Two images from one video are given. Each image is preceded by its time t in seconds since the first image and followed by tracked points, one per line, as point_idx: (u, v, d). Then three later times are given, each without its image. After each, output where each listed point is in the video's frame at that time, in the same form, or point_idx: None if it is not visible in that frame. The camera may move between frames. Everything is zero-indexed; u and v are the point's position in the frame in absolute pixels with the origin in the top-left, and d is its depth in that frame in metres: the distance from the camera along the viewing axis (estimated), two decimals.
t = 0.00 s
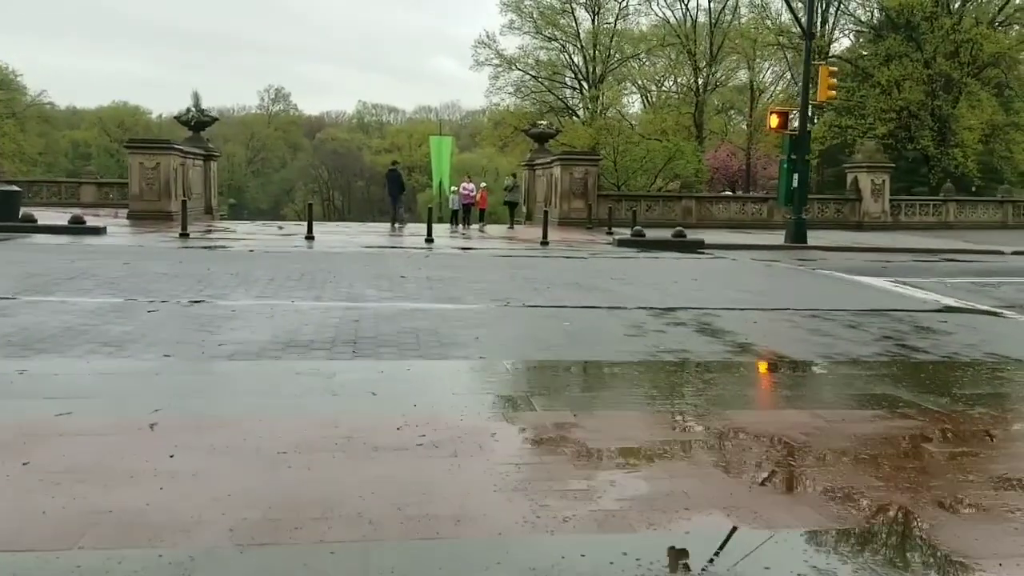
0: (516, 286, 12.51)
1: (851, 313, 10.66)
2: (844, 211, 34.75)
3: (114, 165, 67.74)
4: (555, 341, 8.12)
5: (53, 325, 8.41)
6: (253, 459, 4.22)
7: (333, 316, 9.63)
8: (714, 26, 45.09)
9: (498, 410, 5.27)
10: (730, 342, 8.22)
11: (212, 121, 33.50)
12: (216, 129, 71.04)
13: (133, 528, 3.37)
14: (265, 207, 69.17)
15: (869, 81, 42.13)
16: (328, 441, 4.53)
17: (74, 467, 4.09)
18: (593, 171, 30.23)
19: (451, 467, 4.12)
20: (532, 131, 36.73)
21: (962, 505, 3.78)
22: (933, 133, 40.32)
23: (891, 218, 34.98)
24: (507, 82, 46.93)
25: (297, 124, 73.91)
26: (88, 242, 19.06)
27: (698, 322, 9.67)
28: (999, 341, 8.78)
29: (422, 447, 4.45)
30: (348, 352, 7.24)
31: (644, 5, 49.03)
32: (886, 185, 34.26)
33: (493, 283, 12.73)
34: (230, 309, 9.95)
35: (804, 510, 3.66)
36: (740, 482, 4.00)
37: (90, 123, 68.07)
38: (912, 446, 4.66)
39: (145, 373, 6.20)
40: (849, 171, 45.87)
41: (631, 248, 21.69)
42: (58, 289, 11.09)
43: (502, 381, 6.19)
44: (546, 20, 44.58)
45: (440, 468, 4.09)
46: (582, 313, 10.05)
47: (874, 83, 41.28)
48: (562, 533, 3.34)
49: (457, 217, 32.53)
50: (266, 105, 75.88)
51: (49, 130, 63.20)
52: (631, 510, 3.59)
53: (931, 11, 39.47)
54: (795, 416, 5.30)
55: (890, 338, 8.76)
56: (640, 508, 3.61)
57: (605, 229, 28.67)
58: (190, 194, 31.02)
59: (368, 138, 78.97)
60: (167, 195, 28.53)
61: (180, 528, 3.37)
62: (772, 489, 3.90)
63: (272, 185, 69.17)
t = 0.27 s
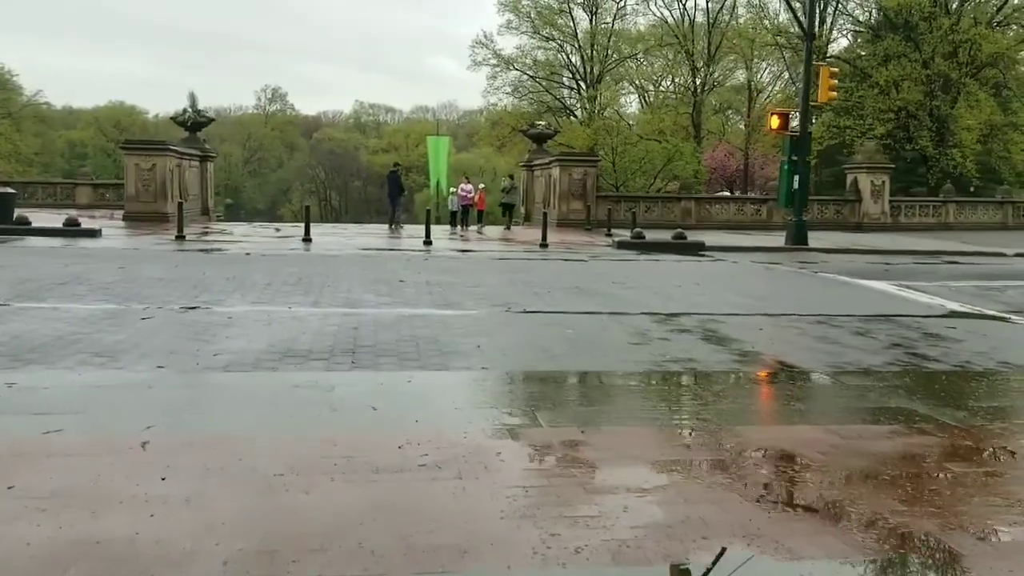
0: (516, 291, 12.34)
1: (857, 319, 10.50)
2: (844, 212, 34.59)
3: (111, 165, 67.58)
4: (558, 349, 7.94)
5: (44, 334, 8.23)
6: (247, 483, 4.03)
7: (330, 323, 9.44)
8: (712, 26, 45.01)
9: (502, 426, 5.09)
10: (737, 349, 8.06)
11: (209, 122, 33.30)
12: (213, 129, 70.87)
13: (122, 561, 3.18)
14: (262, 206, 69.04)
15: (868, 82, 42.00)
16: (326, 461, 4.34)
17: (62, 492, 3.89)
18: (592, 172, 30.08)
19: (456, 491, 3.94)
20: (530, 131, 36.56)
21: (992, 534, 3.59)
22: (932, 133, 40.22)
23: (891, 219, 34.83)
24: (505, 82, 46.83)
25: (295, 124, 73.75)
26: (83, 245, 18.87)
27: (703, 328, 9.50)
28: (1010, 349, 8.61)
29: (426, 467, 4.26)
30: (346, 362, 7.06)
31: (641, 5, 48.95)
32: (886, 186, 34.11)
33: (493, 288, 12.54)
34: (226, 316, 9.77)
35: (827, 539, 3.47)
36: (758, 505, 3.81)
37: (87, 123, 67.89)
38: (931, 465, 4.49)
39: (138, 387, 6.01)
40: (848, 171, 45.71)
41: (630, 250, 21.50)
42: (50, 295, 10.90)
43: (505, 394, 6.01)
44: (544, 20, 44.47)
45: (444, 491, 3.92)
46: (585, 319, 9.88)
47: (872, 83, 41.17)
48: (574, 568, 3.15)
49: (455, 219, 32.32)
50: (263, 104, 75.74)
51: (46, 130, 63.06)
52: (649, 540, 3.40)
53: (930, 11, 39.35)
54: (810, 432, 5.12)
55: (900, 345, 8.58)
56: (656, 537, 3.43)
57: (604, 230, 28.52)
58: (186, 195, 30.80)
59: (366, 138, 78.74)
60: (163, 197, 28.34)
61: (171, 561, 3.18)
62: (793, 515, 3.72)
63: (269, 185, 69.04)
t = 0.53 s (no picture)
0: (517, 296, 12.11)
1: (865, 326, 10.29)
2: (845, 214, 34.37)
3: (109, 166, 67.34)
4: (561, 360, 7.72)
5: (32, 344, 7.99)
6: (237, 513, 3.80)
7: (327, 332, 9.22)
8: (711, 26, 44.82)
9: (506, 447, 4.88)
10: (745, 359, 7.83)
11: (206, 123, 33.07)
12: (210, 129, 70.61)
13: None
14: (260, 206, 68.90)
15: (868, 82, 41.81)
16: (320, 488, 4.12)
17: (39, 524, 3.67)
18: (592, 174, 29.87)
19: (459, 522, 3.71)
20: (529, 132, 36.33)
21: None
22: (932, 134, 40.02)
23: (892, 221, 34.64)
24: (504, 83, 46.62)
25: (292, 124, 73.47)
26: (78, 248, 18.64)
27: (709, 337, 9.28)
28: None
29: (426, 495, 4.04)
30: (343, 374, 6.82)
31: (640, 5, 48.74)
32: (887, 188, 33.91)
33: (493, 293, 12.32)
34: (220, 324, 9.53)
35: None
36: (779, 538, 3.60)
37: (84, 123, 67.63)
38: (958, 491, 4.27)
39: (126, 402, 5.78)
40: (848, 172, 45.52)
41: (631, 253, 21.28)
42: (41, 301, 10.66)
43: (508, 409, 5.78)
44: (542, 20, 44.25)
45: (446, 523, 3.70)
46: (588, 327, 9.65)
47: (872, 84, 40.97)
48: None
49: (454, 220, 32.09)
50: (261, 104, 75.47)
51: (43, 131, 62.82)
52: None
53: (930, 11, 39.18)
54: (828, 452, 4.91)
55: (912, 355, 8.38)
56: None
57: (604, 232, 28.31)
58: (183, 196, 30.55)
59: (364, 138, 78.46)
60: (160, 198, 28.10)
61: None
62: (817, 550, 3.50)
63: (267, 186, 68.82)
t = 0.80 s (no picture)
0: (518, 303, 11.94)
1: (872, 334, 10.12)
2: (846, 215, 34.19)
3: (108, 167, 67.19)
4: (565, 371, 7.53)
5: (22, 355, 7.81)
6: (228, 542, 3.64)
7: (325, 341, 9.04)
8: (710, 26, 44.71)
9: (509, 468, 4.71)
10: (751, 371, 7.67)
11: (204, 124, 32.90)
12: (209, 130, 70.48)
13: None
14: (259, 207, 68.78)
15: (868, 82, 41.65)
16: (316, 514, 3.96)
17: (21, 557, 3.49)
18: (591, 175, 29.71)
19: (458, 552, 3.55)
20: (529, 134, 36.19)
21: None
22: (932, 134, 39.87)
23: (894, 222, 34.49)
24: (503, 84, 46.49)
25: (291, 125, 73.33)
26: (74, 253, 18.47)
27: (714, 345, 9.11)
28: None
29: (427, 521, 3.88)
30: (341, 389, 6.62)
31: (640, 6, 48.63)
32: (888, 189, 33.77)
33: (494, 300, 12.15)
34: (216, 334, 9.34)
35: None
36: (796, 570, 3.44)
37: (83, 124, 67.48)
38: (978, 514, 4.11)
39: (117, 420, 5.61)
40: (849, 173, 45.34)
41: (633, 256, 21.12)
42: (34, 309, 10.47)
43: (511, 427, 5.60)
44: (542, 20, 44.10)
45: (447, 554, 3.53)
46: (591, 335, 9.47)
47: (872, 84, 40.84)
48: None
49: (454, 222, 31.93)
50: (260, 105, 75.32)
51: (42, 132, 62.70)
52: None
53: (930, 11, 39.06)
54: (842, 474, 4.74)
55: (920, 365, 8.22)
56: None
57: (604, 234, 28.15)
58: (181, 199, 30.38)
59: (363, 138, 78.29)
60: (157, 201, 27.92)
61: None
62: None
63: (266, 187, 68.73)
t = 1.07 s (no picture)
0: (519, 309, 11.75)
1: (880, 342, 9.92)
2: (848, 216, 33.97)
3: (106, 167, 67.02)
4: (568, 383, 7.31)
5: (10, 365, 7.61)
6: None
7: (322, 350, 8.82)
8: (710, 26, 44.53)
9: (512, 492, 4.50)
10: (760, 382, 7.47)
11: (202, 126, 32.69)
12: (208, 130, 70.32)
13: None
14: (258, 208, 68.54)
15: (869, 83, 41.46)
16: (309, 546, 3.75)
17: None
18: (592, 177, 29.52)
19: None
20: (528, 135, 36.00)
21: None
22: (933, 135, 39.68)
23: (896, 224, 34.32)
24: (502, 84, 46.30)
25: (291, 125, 73.16)
26: (69, 256, 18.24)
27: (719, 355, 8.90)
28: None
29: (427, 554, 3.68)
30: (338, 403, 6.41)
31: (639, 6, 48.45)
32: (890, 191, 33.59)
33: (494, 306, 11.94)
34: (210, 343, 9.14)
35: None
36: None
37: (82, 124, 67.29)
38: (1008, 545, 3.90)
39: (105, 438, 5.40)
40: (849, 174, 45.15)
41: (634, 259, 20.91)
42: (25, 316, 10.26)
43: (513, 445, 5.40)
44: (541, 20, 43.89)
45: None
46: (594, 344, 9.26)
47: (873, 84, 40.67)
48: None
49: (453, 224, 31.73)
50: (259, 105, 75.13)
51: (40, 132, 62.52)
52: None
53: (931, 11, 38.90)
54: (860, 497, 4.54)
55: (932, 376, 8.01)
56: None
57: (604, 236, 27.97)
58: (178, 201, 30.17)
59: (362, 139, 78.07)
60: (155, 203, 27.69)
61: None
62: None
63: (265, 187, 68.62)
